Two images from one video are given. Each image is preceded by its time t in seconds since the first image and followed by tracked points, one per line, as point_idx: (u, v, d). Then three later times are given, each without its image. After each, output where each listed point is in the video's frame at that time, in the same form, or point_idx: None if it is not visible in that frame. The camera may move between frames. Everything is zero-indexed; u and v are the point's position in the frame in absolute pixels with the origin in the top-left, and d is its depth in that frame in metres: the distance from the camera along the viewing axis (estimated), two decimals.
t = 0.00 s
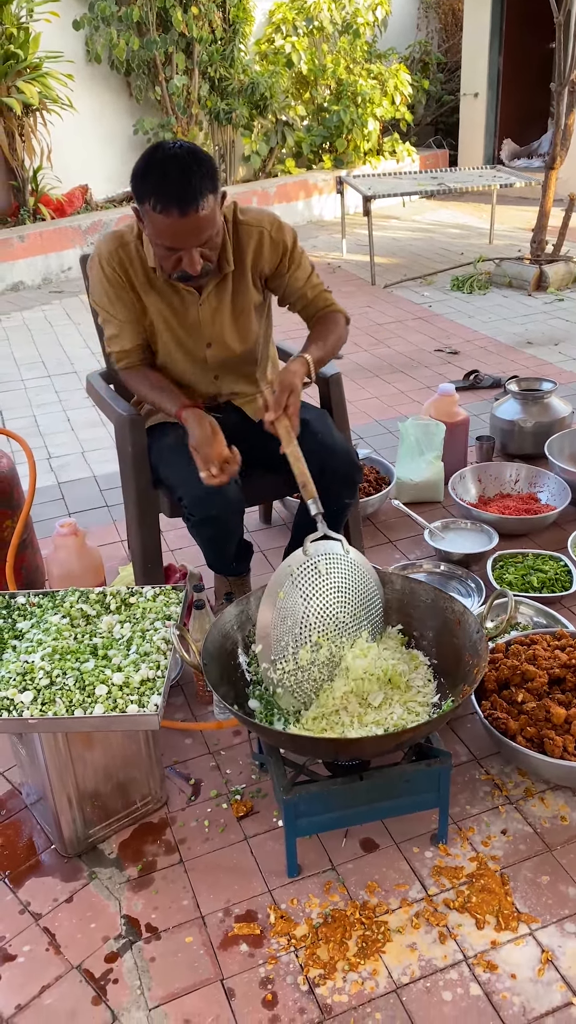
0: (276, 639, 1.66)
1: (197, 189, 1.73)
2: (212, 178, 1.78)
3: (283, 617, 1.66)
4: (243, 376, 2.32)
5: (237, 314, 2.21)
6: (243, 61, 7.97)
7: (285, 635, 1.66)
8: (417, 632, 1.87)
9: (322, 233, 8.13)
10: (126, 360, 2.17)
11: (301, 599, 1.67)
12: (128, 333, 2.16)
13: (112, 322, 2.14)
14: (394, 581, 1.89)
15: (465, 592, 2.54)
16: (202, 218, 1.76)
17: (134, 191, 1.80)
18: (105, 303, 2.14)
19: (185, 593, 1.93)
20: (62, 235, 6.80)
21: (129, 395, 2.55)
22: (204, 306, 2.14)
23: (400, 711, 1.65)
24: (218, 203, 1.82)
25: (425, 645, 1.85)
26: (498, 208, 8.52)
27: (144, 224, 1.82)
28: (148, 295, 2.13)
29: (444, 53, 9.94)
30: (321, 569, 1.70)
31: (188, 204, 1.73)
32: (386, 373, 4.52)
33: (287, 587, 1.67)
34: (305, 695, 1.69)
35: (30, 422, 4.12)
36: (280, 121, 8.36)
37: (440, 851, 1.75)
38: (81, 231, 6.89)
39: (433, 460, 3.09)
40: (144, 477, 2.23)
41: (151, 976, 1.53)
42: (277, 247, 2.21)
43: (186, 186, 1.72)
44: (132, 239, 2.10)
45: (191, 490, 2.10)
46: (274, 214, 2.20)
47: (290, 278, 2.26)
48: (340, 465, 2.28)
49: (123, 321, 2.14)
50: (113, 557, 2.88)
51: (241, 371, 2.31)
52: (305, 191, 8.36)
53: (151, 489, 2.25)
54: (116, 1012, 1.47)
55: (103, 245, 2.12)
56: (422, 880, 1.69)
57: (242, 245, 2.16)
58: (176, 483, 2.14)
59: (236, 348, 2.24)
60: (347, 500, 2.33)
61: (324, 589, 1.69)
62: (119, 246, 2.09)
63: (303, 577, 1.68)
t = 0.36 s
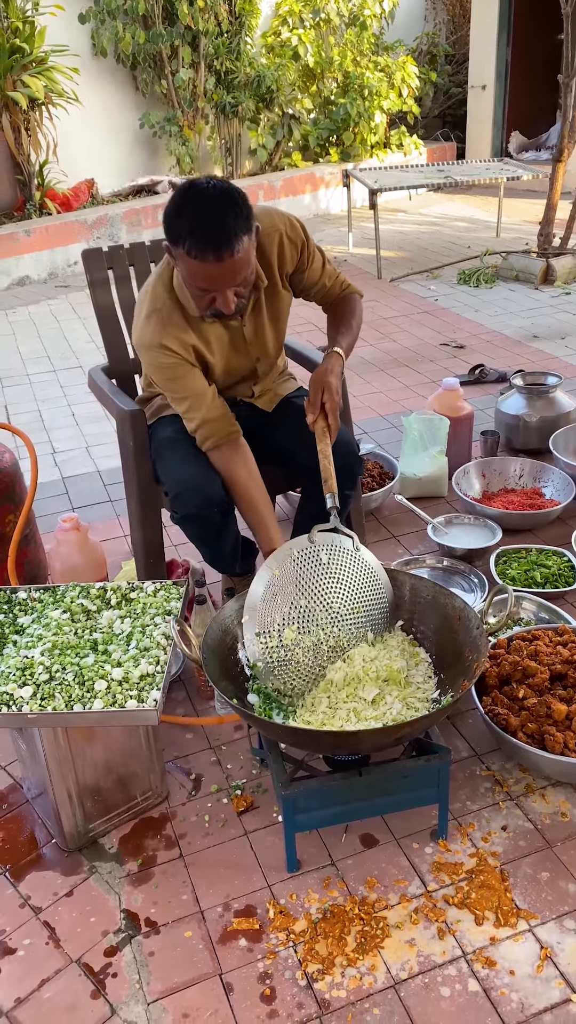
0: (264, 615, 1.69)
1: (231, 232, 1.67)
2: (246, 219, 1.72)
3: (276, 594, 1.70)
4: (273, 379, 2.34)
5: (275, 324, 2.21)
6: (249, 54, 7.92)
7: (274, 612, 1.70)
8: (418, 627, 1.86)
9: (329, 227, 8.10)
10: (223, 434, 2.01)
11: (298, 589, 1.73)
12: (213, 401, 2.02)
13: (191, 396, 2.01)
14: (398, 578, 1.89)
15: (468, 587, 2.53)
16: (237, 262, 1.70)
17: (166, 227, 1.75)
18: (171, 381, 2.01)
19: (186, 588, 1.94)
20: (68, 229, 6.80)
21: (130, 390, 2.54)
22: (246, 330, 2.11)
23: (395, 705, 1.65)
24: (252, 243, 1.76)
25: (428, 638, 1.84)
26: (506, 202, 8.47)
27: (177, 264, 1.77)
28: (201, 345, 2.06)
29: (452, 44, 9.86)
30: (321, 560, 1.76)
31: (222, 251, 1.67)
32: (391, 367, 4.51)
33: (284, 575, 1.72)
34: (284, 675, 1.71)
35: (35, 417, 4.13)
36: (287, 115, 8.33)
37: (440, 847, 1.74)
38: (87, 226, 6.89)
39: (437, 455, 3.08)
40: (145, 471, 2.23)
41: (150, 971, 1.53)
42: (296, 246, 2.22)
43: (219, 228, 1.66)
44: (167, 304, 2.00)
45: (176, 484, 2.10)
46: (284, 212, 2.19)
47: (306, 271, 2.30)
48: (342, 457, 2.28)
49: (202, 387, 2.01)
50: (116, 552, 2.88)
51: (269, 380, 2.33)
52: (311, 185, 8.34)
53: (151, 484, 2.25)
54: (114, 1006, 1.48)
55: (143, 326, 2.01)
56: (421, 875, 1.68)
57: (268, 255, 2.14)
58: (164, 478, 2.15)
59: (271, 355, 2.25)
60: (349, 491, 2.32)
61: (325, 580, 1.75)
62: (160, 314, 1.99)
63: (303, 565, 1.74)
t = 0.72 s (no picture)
0: (262, 610, 1.72)
1: (247, 290, 1.66)
2: (262, 276, 1.71)
3: (275, 589, 1.72)
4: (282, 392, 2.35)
5: (285, 346, 2.21)
6: (255, 48, 7.88)
7: (272, 607, 1.72)
8: (418, 624, 1.86)
9: (335, 222, 8.07)
10: (237, 473, 2.01)
11: (297, 587, 1.74)
12: (227, 441, 2.01)
13: (207, 437, 1.98)
14: (399, 575, 1.88)
15: (471, 584, 2.52)
16: (252, 321, 1.70)
17: (181, 287, 1.74)
18: (187, 424, 1.98)
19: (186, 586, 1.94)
20: (74, 225, 6.79)
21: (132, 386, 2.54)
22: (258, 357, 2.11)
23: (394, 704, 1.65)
24: (268, 299, 1.75)
25: (428, 635, 1.84)
26: (513, 196, 8.43)
27: (191, 316, 1.76)
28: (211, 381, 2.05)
29: (459, 38, 9.79)
30: (320, 558, 1.77)
31: (239, 312, 1.66)
32: (396, 363, 4.49)
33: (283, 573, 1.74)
34: (281, 672, 1.72)
35: (39, 413, 4.13)
36: (293, 109, 8.29)
37: (440, 845, 1.74)
38: (93, 222, 6.87)
39: (441, 451, 3.06)
40: (146, 470, 2.23)
41: (148, 967, 1.54)
42: (306, 269, 2.23)
43: (235, 288, 1.65)
44: (181, 346, 1.95)
45: (174, 484, 2.11)
46: (294, 236, 2.19)
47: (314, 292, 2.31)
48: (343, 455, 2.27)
49: (217, 429, 1.99)
50: (118, 549, 2.88)
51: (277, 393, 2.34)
52: (318, 179, 8.30)
53: (152, 482, 2.25)
54: (113, 1002, 1.48)
55: (159, 373, 1.96)
56: (420, 873, 1.68)
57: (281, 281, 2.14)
58: (163, 476, 2.16)
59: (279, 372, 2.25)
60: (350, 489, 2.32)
61: (324, 578, 1.75)
62: (177, 361, 1.95)
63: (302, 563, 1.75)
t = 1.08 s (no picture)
0: (270, 603, 1.71)
1: (238, 300, 1.66)
2: (255, 282, 1.70)
3: (283, 581, 1.72)
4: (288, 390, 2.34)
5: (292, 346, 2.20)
6: (262, 45, 7.86)
7: (279, 599, 1.71)
8: (422, 623, 1.85)
9: (342, 219, 8.04)
10: (241, 473, 2.01)
11: (306, 582, 1.74)
12: (229, 441, 2.00)
13: (209, 438, 1.98)
14: (405, 573, 1.87)
15: (477, 583, 2.50)
16: (245, 329, 1.69)
17: (173, 293, 1.73)
18: (189, 425, 1.98)
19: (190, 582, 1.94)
20: (81, 222, 6.79)
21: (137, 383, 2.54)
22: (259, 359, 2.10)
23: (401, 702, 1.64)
24: (262, 304, 1.74)
25: (433, 633, 1.83)
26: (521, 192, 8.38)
27: (185, 324, 1.76)
28: (211, 383, 2.04)
29: (468, 33, 9.73)
30: (329, 555, 1.77)
31: (230, 321, 1.66)
32: (403, 360, 4.48)
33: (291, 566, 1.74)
34: (286, 666, 1.71)
35: (46, 411, 4.13)
36: (301, 106, 8.27)
37: (445, 844, 1.73)
38: (100, 220, 6.88)
39: (448, 449, 3.05)
40: (152, 467, 2.23)
41: (152, 964, 1.54)
42: (310, 270, 2.21)
43: (227, 298, 1.64)
44: (179, 350, 1.94)
45: (177, 481, 2.11)
46: (297, 238, 2.18)
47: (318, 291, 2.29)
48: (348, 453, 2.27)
49: (219, 429, 1.99)
50: (124, 546, 2.88)
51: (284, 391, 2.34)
52: (325, 176, 8.28)
53: (157, 479, 2.25)
54: (117, 999, 1.48)
55: (157, 375, 1.95)
56: (426, 871, 1.68)
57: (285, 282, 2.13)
58: (167, 472, 2.16)
59: (282, 374, 2.24)
60: (354, 488, 2.31)
61: (332, 575, 1.76)
62: (175, 362, 1.94)
63: (310, 558, 1.76)
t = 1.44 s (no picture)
0: (269, 556, 1.72)
1: (240, 281, 1.65)
2: (255, 266, 1.69)
3: (282, 534, 1.72)
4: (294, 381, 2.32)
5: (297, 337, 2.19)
6: (270, 44, 7.84)
7: (278, 552, 1.71)
8: (427, 623, 1.84)
9: (349, 219, 8.03)
10: (243, 463, 1.99)
11: (305, 532, 1.72)
12: (230, 431, 1.99)
13: (210, 429, 1.96)
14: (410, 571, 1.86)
15: (484, 583, 2.48)
16: (247, 313, 1.68)
17: (174, 281, 1.73)
18: (189, 416, 1.97)
19: (194, 582, 1.93)
20: (88, 222, 6.79)
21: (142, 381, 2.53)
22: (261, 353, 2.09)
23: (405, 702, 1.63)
24: (263, 289, 1.73)
25: (438, 632, 1.82)
26: (529, 192, 8.35)
27: (186, 313, 1.76)
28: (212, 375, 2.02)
29: (475, 32, 9.70)
30: (333, 506, 1.74)
31: (232, 305, 1.65)
32: (410, 359, 4.46)
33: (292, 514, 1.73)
34: (283, 617, 1.70)
35: (52, 410, 4.13)
36: (308, 105, 8.26)
37: (451, 845, 1.72)
38: (107, 219, 6.87)
39: (455, 448, 3.03)
40: (156, 466, 2.22)
41: (155, 966, 1.53)
42: (314, 257, 2.20)
43: (228, 279, 1.64)
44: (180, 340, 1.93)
45: (183, 480, 2.10)
46: (297, 226, 2.17)
47: (321, 276, 2.28)
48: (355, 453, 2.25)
49: (219, 420, 1.97)
50: (129, 545, 2.87)
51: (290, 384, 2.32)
52: (332, 176, 8.26)
53: (162, 478, 2.25)
54: (120, 1001, 1.47)
55: (156, 366, 1.95)
56: (431, 874, 1.66)
57: (287, 272, 2.11)
58: (173, 471, 2.15)
59: (287, 366, 2.22)
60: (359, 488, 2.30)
61: (334, 528, 1.73)
62: (173, 353, 1.93)
63: (313, 509, 1.74)
